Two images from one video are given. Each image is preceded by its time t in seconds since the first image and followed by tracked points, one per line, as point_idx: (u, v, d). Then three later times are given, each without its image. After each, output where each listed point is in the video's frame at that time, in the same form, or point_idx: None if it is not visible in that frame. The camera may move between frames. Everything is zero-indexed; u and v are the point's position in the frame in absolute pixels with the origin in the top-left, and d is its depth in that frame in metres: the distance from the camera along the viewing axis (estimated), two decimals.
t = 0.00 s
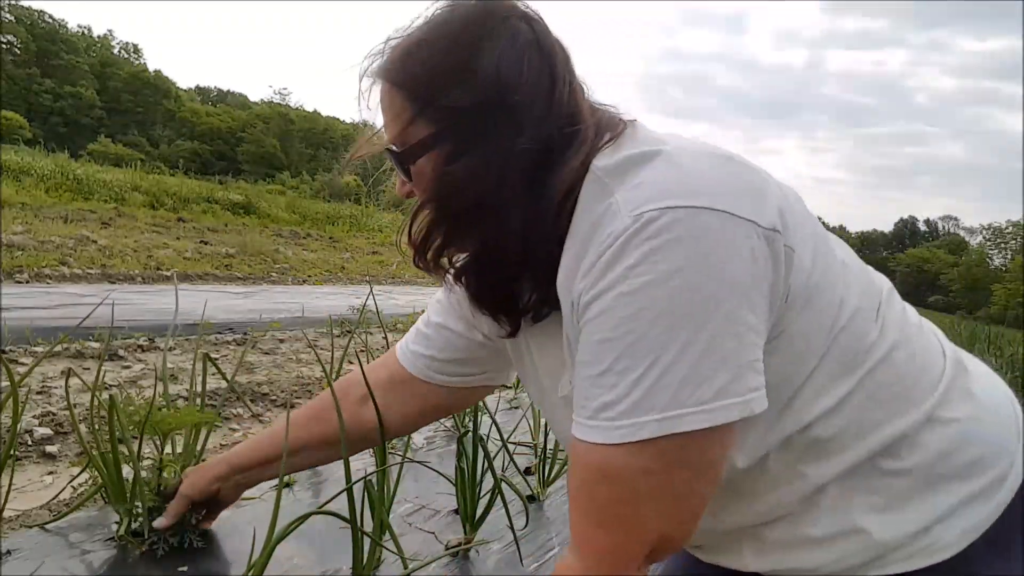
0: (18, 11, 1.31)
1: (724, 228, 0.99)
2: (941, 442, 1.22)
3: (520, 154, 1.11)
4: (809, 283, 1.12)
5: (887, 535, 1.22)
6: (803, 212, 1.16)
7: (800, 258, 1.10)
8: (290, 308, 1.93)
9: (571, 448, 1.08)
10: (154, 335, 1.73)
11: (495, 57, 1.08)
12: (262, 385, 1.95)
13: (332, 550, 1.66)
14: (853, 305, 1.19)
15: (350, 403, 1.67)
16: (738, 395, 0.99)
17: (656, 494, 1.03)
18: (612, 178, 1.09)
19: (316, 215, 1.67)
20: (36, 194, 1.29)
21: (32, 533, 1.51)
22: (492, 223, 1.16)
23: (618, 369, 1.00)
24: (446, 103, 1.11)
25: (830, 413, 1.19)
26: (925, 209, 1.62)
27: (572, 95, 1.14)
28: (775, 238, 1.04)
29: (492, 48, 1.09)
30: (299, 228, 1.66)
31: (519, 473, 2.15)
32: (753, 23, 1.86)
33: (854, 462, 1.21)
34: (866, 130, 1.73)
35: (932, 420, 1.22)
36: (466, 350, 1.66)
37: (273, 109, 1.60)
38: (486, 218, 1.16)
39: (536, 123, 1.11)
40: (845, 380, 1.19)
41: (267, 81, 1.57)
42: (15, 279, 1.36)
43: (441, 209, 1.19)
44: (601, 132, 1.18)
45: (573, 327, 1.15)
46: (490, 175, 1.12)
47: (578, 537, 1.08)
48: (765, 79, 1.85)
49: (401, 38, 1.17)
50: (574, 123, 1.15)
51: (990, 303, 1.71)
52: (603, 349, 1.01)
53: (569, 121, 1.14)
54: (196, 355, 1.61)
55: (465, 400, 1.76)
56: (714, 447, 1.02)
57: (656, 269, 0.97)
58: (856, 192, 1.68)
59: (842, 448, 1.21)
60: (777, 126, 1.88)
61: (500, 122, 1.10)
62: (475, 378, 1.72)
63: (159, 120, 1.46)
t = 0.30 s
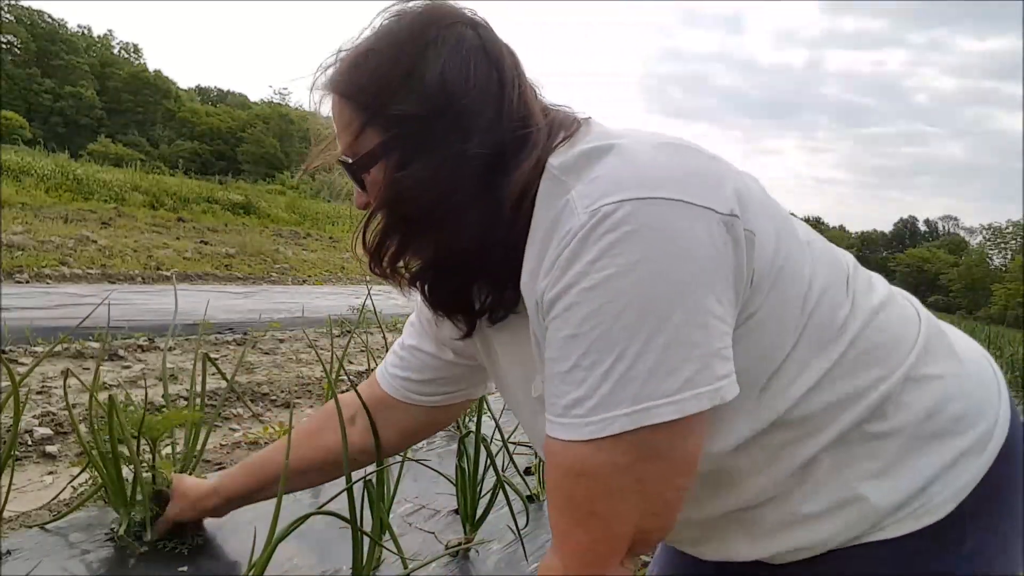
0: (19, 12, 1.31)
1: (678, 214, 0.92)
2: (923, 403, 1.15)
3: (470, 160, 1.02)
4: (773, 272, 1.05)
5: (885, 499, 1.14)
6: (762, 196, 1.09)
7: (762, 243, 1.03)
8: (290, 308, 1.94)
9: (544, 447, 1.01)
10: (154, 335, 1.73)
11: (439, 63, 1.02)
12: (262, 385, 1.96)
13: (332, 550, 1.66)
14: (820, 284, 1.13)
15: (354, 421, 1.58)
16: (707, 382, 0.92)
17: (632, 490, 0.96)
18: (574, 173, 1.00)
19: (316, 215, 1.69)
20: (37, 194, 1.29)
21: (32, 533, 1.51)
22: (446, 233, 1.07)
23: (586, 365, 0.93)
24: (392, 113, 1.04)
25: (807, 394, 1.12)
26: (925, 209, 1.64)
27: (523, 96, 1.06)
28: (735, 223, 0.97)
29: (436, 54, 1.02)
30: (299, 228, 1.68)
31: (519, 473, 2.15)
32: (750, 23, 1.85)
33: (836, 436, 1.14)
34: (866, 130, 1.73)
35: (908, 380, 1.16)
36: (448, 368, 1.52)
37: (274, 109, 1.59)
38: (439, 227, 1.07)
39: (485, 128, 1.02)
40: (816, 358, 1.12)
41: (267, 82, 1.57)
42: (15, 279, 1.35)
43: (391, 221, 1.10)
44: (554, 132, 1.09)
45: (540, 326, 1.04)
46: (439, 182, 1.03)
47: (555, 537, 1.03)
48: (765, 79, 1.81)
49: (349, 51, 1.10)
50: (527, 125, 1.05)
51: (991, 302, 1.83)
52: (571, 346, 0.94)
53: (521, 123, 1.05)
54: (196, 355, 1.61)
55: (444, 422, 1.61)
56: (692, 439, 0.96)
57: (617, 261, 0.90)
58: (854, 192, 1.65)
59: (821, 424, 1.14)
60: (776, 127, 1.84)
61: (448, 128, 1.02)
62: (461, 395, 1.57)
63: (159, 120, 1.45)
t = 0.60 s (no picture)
0: (18, 12, 1.32)
1: (689, 218, 0.90)
2: (950, 438, 1.08)
3: (476, 170, 1.01)
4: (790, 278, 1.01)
5: (903, 541, 1.08)
6: (774, 202, 1.08)
7: (779, 249, 1.00)
8: (291, 308, 1.93)
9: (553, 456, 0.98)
10: (154, 335, 1.74)
11: (444, 74, 1.02)
12: (262, 385, 1.96)
13: (334, 550, 1.66)
14: (837, 299, 1.07)
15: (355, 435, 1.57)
16: (724, 391, 0.89)
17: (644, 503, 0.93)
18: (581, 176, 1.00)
19: (316, 215, 1.71)
20: (37, 194, 1.28)
21: (32, 534, 1.50)
22: (449, 246, 1.05)
23: (595, 376, 0.90)
24: (395, 123, 1.04)
25: (825, 416, 1.05)
26: (927, 211, 1.61)
27: (528, 108, 1.06)
28: (751, 226, 0.94)
29: (441, 65, 1.03)
30: (299, 228, 1.69)
31: (519, 473, 2.15)
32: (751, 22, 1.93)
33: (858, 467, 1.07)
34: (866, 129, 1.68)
35: (936, 413, 1.09)
36: (446, 392, 1.51)
37: (273, 109, 1.60)
38: (443, 240, 1.05)
39: (490, 139, 1.02)
40: (836, 379, 1.05)
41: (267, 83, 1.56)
42: (15, 279, 1.34)
43: (393, 235, 1.09)
44: (561, 143, 1.09)
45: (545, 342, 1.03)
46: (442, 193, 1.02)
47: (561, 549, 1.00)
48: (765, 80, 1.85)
49: (353, 63, 1.11)
50: (533, 137, 1.05)
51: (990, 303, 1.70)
52: (579, 356, 0.91)
53: (527, 134, 1.05)
54: (196, 355, 1.60)
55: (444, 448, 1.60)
56: (707, 453, 0.93)
57: (628, 267, 0.88)
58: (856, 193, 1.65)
59: (841, 451, 1.08)
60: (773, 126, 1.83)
61: (451, 139, 1.02)
62: (461, 419, 1.56)
63: (159, 120, 1.46)
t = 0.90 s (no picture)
0: (19, 12, 1.32)
1: (686, 216, 0.90)
2: (951, 443, 1.08)
3: (470, 178, 1.01)
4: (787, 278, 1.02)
5: (905, 547, 1.08)
6: (774, 203, 1.08)
7: (775, 248, 1.00)
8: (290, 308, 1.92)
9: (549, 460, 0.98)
10: (154, 336, 1.74)
11: (435, 81, 1.02)
12: (262, 385, 1.95)
13: (332, 550, 1.66)
14: (835, 303, 1.08)
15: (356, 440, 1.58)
16: (719, 393, 0.89)
17: (638, 506, 0.93)
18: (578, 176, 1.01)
19: (315, 215, 1.69)
20: (36, 194, 1.28)
21: (32, 533, 1.49)
22: (444, 254, 1.05)
23: (588, 377, 0.91)
24: (387, 132, 1.03)
25: (828, 419, 1.06)
26: (927, 211, 1.60)
27: (522, 114, 1.06)
28: (747, 226, 0.94)
29: (432, 72, 1.02)
30: (299, 228, 1.69)
31: (519, 473, 2.16)
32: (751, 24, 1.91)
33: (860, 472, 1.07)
34: (870, 129, 1.67)
35: (937, 418, 1.09)
36: (447, 398, 1.50)
37: (272, 109, 1.61)
38: (437, 249, 1.05)
39: (484, 146, 1.02)
40: (837, 382, 1.06)
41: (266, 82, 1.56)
42: (15, 279, 1.37)
43: (386, 244, 1.08)
44: (555, 147, 1.11)
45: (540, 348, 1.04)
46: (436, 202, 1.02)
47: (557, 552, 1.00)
48: (765, 79, 1.84)
49: (343, 73, 1.11)
50: (527, 144, 1.05)
51: (990, 302, 1.68)
52: (574, 357, 0.91)
53: (521, 141, 1.05)
54: (196, 355, 1.60)
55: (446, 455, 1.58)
56: (703, 454, 0.93)
57: (621, 267, 0.88)
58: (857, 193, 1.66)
59: (844, 455, 1.07)
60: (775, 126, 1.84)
61: (444, 146, 1.02)
62: (462, 427, 1.55)
63: (159, 120, 1.45)
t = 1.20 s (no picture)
0: (19, 12, 1.32)
1: (667, 212, 0.90)
2: (931, 438, 1.08)
3: (449, 176, 1.01)
4: (770, 274, 1.01)
5: (885, 541, 1.08)
6: (757, 198, 1.08)
7: (757, 244, 0.99)
8: (290, 308, 1.96)
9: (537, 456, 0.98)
10: (154, 335, 1.74)
11: (413, 80, 1.01)
12: (262, 385, 1.95)
13: (330, 549, 1.66)
14: (817, 298, 1.07)
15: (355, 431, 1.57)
16: (704, 388, 0.89)
17: (625, 500, 0.93)
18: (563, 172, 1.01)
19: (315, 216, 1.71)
20: (36, 194, 1.29)
21: (32, 533, 1.50)
22: (427, 253, 1.05)
23: (574, 374, 0.90)
24: (366, 132, 1.02)
25: (808, 414, 1.05)
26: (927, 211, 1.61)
27: (501, 111, 1.05)
28: (729, 223, 0.94)
29: (409, 71, 1.02)
30: (298, 228, 1.70)
31: (519, 473, 2.16)
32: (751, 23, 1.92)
33: (840, 466, 1.07)
34: (866, 129, 1.76)
35: (918, 412, 1.08)
36: (438, 391, 1.50)
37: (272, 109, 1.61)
38: (420, 247, 1.05)
39: (461, 146, 1.01)
40: (818, 377, 1.05)
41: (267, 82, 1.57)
42: (15, 279, 1.35)
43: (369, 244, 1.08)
44: (537, 143, 1.09)
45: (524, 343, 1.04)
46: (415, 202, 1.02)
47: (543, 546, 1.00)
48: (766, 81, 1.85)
49: (322, 73, 1.10)
50: (507, 142, 1.04)
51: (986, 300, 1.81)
52: (560, 353, 0.91)
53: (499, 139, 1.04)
54: (196, 355, 1.60)
55: (448, 445, 1.57)
56: (688, 450, 0.93)
57: (604, 264, 0.88)
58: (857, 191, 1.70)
59: (823, 448, 1.07)
60: (773, 127, 1.83)
61: (421, 146, 1.01)
62: (454, 420, 1.55)
63: (159, 120, 1.46)
